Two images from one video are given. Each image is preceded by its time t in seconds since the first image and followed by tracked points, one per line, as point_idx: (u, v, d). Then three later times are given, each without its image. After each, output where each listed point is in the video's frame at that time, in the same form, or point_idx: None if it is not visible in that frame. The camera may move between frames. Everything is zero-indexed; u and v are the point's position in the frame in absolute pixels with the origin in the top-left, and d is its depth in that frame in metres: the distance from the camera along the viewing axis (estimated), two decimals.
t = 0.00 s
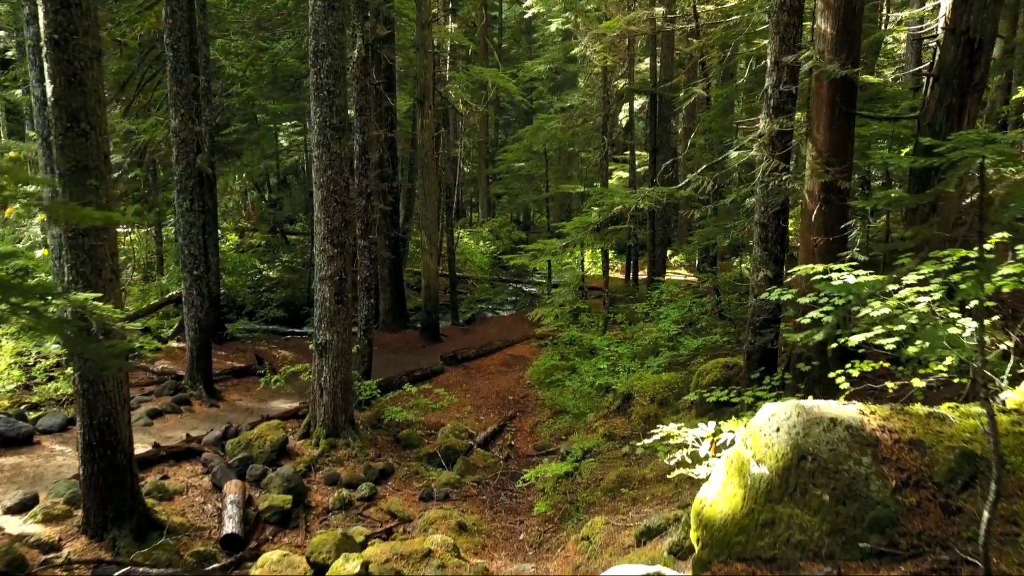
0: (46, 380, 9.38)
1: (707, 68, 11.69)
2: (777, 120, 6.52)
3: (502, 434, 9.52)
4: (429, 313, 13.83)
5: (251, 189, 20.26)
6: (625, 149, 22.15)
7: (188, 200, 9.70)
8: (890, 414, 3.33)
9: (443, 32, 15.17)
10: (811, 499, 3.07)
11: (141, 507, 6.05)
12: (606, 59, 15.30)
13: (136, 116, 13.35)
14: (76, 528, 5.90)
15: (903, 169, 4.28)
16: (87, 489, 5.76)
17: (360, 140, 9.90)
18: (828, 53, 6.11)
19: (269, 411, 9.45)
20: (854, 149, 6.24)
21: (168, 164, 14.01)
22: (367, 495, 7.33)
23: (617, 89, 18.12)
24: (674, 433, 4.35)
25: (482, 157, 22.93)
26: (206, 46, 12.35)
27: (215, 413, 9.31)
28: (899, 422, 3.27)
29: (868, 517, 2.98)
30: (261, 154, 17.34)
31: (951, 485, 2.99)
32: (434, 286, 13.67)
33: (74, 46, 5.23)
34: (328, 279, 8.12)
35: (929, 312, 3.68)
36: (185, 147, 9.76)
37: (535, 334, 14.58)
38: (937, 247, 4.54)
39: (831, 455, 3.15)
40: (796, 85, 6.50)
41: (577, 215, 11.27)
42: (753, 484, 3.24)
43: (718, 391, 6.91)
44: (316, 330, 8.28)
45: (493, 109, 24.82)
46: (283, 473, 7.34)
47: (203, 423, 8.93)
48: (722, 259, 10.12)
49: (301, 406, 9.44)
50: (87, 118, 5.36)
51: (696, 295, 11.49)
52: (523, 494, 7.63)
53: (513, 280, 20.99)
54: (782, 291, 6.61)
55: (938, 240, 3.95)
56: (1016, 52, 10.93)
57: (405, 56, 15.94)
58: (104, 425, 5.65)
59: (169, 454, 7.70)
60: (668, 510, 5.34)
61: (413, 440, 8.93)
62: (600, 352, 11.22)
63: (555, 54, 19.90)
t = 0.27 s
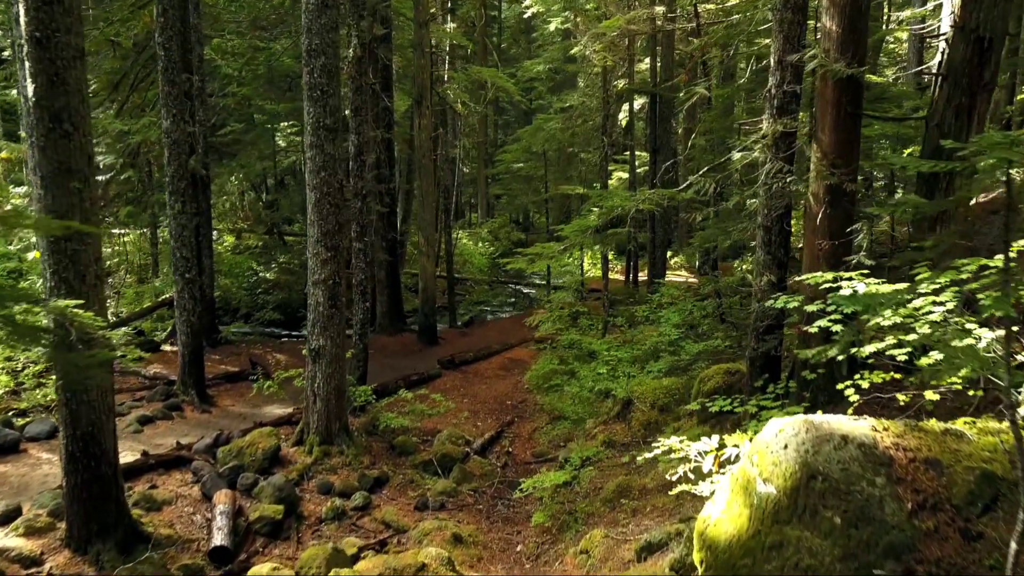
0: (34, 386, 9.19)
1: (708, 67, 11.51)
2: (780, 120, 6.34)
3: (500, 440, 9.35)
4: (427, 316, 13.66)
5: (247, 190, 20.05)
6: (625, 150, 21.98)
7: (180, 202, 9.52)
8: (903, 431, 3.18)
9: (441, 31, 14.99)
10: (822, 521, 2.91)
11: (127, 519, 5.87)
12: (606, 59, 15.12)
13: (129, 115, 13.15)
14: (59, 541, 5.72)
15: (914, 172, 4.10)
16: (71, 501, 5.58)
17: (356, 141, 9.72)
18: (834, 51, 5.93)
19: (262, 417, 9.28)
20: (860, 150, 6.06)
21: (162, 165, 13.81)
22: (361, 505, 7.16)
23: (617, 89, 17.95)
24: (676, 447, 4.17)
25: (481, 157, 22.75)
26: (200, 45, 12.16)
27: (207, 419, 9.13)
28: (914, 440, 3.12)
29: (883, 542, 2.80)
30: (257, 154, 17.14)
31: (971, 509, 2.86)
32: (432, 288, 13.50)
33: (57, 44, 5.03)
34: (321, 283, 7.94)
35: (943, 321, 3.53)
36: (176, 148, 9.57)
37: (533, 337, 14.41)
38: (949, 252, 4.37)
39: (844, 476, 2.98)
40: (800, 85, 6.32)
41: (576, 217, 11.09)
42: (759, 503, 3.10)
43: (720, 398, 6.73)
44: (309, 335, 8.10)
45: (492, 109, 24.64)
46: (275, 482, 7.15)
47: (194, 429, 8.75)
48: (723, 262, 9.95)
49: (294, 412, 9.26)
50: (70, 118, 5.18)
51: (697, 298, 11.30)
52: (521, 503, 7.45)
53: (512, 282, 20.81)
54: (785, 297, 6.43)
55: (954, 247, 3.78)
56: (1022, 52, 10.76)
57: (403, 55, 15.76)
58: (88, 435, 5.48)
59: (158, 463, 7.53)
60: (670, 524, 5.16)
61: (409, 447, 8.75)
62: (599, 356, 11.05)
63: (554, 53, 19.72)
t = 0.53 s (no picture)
0: (24, 391, 9.05)
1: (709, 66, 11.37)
2: (783, 121, 6.21)
3: (498, 445, 9.21)
4: (425, 318, 13.52)
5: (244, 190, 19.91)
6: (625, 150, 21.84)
7: (174, 203, 9.39)
8: (917, 446, 3.04)
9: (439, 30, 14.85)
10: (831, 540, 2.76)
11: (115, 529, 5.73)
12: (606, 58, 14.99)
13: (124, 116, 12.99)
14: (44, 551, 5.58)
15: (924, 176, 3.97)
16: (56, 511, 5.44)
17: (351, 142, 9.59)
18: (839, 50, 5.80)
19: (257, 422, 9.14)
20: (866, 151, 5.93)
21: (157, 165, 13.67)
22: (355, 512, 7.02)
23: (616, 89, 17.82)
24: (677, 459, 4.03)
25: (480, 158, 22.61)
26: (195, 45, 12.02)
27: (200, 424, 8.99)
28: (928, 455, 2.99)
29: (897, 564, 2.65)
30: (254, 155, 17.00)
31: (989, 529, 2.72)
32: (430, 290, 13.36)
33: (40, 42, 4.90)
34: (316, 286, 7.81)
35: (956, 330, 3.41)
36: (169, 148, 9.43)
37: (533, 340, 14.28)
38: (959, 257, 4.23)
39: (855, 493, 2.84)
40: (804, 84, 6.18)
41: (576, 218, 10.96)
42: (765, 520, 2.95)
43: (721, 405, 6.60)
44: (303, 339, 7.96)
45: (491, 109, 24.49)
46: (267, 489, 7.01)
47: (186, 435, 8.61)
48: (724, 264, 9.81)
49: (289, 417, 9.12)
50: (54, 118, 5.05)
51: (698, 300, 11.17)
52: (519, 510, 7.30)
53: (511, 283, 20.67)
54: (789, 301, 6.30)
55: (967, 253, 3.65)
56: None
57: (401, 55, 15.62)
58: (74, 443, 5.35)
59: (149, 470, 7.39)
60: (671, 535, 5.02)
61: (405, 452, 8.61)
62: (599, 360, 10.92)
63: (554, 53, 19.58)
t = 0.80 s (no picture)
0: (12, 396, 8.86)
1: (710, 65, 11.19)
2: (787, 121, 6.03)
3: (495, 451, 9.04)
4: (422, 320, 13.35)
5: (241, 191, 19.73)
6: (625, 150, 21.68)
7: (165, 204, 9.22)
8: (934, 464, 2.91)
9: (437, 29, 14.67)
10: (843, 565, 2.57)
11: (99, 541, 5.57)
12: (605, 58, 14.82)
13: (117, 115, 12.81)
14: (26, 564, 5.41)
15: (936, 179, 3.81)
16: (38, 523, 5.27)
17: (346, 142, 9.40)
18: (845, 47, 5.63)
19: (249, 428, 8.97)
20: (872, 152, 5.76)
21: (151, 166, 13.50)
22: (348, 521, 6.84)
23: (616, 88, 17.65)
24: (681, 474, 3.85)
25: (478, 158, 22.43)
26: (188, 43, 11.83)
27: (191, 430, 8.82)
28: (946, 474, 2.85)
29: None
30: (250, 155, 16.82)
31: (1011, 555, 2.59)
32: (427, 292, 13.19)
33: (19, 39, 4.73)
34: (309, 289, 7.64)
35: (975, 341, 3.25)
36: (160, 148, 9.24)
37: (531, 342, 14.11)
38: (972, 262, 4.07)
39: (869, 517, 2.69)
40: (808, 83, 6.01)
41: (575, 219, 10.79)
42: (773, 542, 2.75)
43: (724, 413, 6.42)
44: (296, 344, 7.80)
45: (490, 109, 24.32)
46: (258, 498, 6.83)
47: (176, 441, 8.44)
48: (725, 267, 9.64)
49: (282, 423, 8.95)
50: (34, 118, 4.88)
51: (699, 302, 11.00)
52: (516, 519, 7.12)
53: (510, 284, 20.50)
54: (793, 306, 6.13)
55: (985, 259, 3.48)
56: None
57: (398, 54, 15.45)
58: (56, 454, 5.19)
59: (138, 478, 7.22)
60: (672, 549, 4.85)
61: (401, 459, 8.44)
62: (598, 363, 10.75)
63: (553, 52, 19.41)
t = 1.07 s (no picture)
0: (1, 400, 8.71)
1: (711, 65, 11.05)
2: (791, 121, 5.89)
3: (493, 456, 8.90)
4: (420, 322, 13.20)
5: (238, 192, 19.59)
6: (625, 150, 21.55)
7: (157, 205, 9.09)
8: (951, 481, 2.80)
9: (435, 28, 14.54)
10: None
11: (86, 551, 5.41)
12: (605, 57, 14.69)
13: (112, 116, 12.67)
14: None
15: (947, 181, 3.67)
16: (21, 534, 5.13)
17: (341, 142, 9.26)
18: (850, 45, 5.48)
19: (242, 432, 8.82)
20: (878, 152, 5.62)
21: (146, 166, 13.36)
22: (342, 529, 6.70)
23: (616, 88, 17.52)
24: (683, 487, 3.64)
25: (478, 158, 22.30)
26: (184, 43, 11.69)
27: (182, 435, 8.67)
28: (964, 493, 2.74)
29: None
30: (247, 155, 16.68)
31: None
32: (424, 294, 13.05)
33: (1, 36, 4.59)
34: (303, 292, 7.50)
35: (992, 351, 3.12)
36: (153, 149, 9.10)
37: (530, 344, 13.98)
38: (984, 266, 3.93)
39: (885, 538, 2.55)
40: (813, 82, 5.87)
41: (574, 221, 10.65)
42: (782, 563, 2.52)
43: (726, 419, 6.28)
44: (290, 348, 7.66)
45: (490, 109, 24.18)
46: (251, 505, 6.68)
47: (168, 446, 8.28)
48: (727, 269, 9.50)
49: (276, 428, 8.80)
50: (17, 116, 4.74)
51: (700, 305, 10.86)
52: (515, 526, 6.98)
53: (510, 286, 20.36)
54: (798, 311, 5.98)
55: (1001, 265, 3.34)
56: None
57: (396, 54, 15.32)
58: (39, 463, 5.05)
59: (127, 484, 7.07)
60: (673, 562, 4.71)
61: (397, 464, 8.30)
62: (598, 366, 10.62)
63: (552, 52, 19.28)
